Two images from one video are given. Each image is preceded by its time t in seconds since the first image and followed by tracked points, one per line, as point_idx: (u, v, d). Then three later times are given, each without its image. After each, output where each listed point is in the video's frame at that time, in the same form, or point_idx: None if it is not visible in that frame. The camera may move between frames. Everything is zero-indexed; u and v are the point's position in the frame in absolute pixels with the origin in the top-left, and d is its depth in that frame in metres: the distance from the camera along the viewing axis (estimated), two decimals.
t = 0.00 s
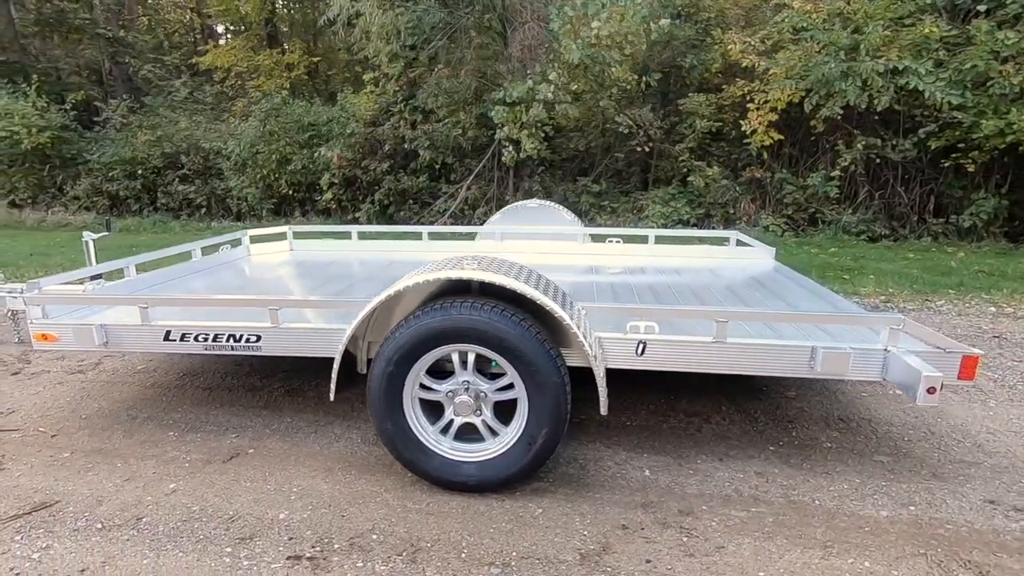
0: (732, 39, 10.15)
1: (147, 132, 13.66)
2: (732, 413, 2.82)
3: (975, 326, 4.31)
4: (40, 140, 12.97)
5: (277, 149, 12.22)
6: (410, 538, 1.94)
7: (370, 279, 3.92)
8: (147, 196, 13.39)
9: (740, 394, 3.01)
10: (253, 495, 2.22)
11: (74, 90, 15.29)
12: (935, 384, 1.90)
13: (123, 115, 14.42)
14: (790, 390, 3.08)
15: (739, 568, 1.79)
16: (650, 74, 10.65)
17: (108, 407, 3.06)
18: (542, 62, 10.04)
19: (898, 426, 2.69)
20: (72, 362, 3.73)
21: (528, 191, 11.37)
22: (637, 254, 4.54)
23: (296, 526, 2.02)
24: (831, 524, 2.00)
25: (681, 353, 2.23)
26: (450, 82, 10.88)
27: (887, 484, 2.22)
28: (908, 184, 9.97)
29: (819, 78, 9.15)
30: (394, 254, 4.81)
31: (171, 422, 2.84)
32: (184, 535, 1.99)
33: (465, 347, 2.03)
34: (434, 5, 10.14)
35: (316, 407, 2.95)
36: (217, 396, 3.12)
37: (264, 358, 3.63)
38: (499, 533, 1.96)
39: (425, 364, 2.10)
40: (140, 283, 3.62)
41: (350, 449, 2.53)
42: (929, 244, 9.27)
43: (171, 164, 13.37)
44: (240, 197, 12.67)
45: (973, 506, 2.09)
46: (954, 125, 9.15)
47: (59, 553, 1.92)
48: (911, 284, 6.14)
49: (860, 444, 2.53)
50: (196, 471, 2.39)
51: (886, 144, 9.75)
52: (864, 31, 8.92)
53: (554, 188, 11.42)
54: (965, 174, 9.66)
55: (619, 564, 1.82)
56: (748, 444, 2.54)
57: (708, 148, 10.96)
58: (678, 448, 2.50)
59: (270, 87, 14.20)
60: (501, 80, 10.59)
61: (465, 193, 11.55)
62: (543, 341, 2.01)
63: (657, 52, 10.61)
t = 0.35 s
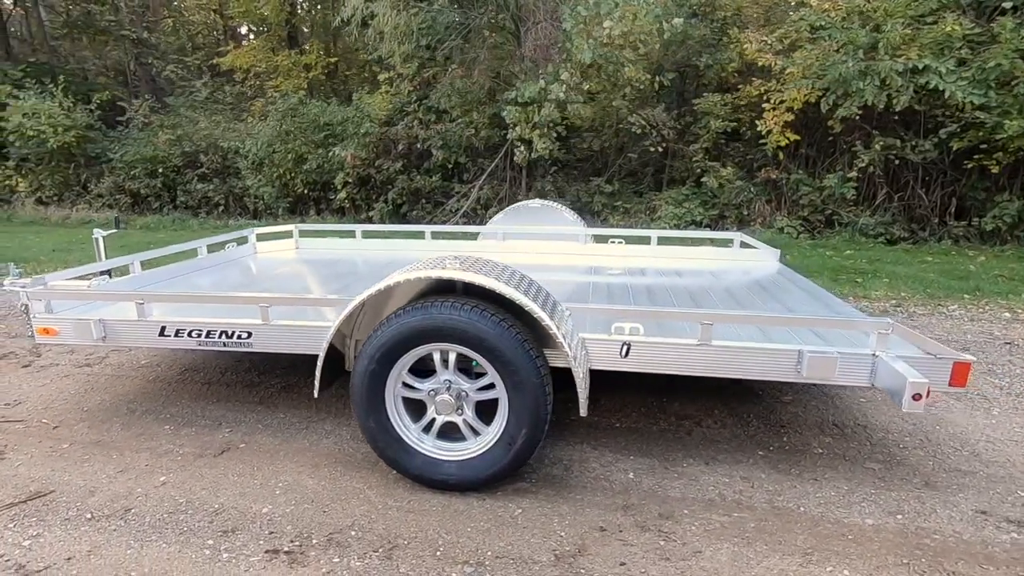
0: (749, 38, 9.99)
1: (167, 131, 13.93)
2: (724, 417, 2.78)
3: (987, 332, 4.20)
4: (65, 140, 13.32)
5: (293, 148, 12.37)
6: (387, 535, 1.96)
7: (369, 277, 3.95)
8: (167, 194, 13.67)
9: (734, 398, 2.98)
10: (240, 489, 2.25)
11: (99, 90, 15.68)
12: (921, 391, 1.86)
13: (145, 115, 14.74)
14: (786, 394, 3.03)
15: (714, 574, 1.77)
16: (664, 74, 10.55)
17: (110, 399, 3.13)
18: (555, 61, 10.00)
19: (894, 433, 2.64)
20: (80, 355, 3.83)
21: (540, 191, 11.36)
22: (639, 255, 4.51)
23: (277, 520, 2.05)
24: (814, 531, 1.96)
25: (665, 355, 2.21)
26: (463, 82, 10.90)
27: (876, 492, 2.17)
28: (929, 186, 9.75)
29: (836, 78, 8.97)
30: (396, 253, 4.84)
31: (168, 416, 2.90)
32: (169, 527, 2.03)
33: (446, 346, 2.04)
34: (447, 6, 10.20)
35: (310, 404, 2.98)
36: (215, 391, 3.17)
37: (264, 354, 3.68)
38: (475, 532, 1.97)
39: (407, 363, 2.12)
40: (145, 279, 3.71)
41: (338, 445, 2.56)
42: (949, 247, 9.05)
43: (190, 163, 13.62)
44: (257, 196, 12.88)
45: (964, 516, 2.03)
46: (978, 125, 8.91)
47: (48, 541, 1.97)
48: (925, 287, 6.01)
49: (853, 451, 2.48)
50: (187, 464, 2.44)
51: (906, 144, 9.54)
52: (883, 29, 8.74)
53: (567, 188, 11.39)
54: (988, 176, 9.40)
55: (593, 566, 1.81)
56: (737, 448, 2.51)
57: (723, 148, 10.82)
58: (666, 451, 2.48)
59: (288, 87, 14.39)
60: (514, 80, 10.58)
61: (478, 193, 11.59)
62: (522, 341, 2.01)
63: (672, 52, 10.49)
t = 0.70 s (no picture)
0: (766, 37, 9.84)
1: (189, 131, 14.21)
2: (715, 421, 2.75)
3: (999, 338, 4.08)
4: (91, 139, 13.66)
5: (310, 148, 12.51)
6: (364, 532, 1.98)
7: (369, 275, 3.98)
8: (188, 192, 13.94)
9: (727, 402, 2.94)
10: (226, 483, 2.30)
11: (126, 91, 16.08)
12: (903, 399, 1.82)
13: (169, 115, 15.06)
14: (782, 399, 2.97)
15: None
16: (679, 74, 10.44)
17: (112, 393, 3.21)
18: (569, 61, 9.95)
19: (888, 441, 2.58)
20: (88, 349, 3.93)
21: (553, 191, 11.33)
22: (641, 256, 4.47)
23: (259, 515, 2.08)
24: (794, 540, 1.93)
25: (647, 358, 2.19)
26: (477, 83, 10.93)
27: (863, 501, 2.13)
28: (953, 188, 9.50)
29: (855, 77, 8.78)
30: (399, 252, 4.88)
31: (166, 410, 2.97)
32: (153, 519, 2.08)
33: (425, 346, 2.06)
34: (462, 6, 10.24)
35: (302, 401, 3.02)
36: (213, 387, 3.24)
37: (264, 351, 3.74)
38: (450, 531, 1.98)
39: (388, 362, 2.13)
40: (151, 276, 3.79)
41: (326, 442, 2.59)
42: (971, 251, 8.80)
43: (211, 162, 13.87)
44: (275, 194, 13.08)
45: (952, 528, 1.98)
46: (1003, 125, 8.64)
47: (38, 530, 2.03)
48: (942, 292, 5.85)
49: (844, 459, 2.43)
50: (178, 458, 2.49)
51: (928, 145, 9.30)
52: (904, 27, 8.53)
53: (581, 189, 11.36)
54: (1014, 178, 9.11)
55: (564, 569, 1.80)
56: (724, 454, 2.48)
57: (739, 148, 10.68)
58: (651, 455, 2.47)
59: (307, 87, 14.57)
60: (528, 80, 10.57)
61: (491, 193, 11.61)
62: (500, 342, 2.02)
63: (688, 52, 10.34)
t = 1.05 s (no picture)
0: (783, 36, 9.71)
1: (208, 131, 14.46)
2: (707, 425, 2.72)
3: (1011, 345, 3.98)
4: (113, 138, 13.95)
5: (325, 147, 12.62)
6: (344, 529, 2.00)
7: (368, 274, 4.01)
8: (206, 191, 14.17)
9: (721, 405, 2.90)
10: (215, 478, 2.33)
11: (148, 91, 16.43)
12: (887, 406, 1.79)
13: (189, 115, 15.35)
14: (778, 404, 2.93)
15: None
16: (693, 73, 10.33)
17: (115, 387, 3.28)
18: (581, 60, 9.91)
19: (883, 448, 2.52)
20: (96, 344, 4.02)
21: (565, 191, 11.30)
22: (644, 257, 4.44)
23: (243, 510, 2.11)
24: (775, 546, 1.90)
25: (631, 359, 2.18)
26: (490, 83, 10.94)
27: (851, 509, 2.09)
28: (974, 190, 9.27)
29: (873, 76, 8.60)
30: (403, 251, 4.91)
31: (164, 405, 3.02)
32: (142, 512, 2.12)
33: (407, 345, 2.07)
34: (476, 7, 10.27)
35: (298, 398, 3.06)
36: (212, 383, 3.29)
37: (264, 348, 3.79)
38: (430, 530, 1.98)
39: (371, 361, 2.15)
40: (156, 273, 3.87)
41: (316, 439, 2.62)
42: (993, 255, 8.57)
43: (228, 161, 14.08)
44: (290, 193, 13.23)
45: (941, 538, 1.94)
46: None
47: (31, 520, 2.08)
48: (956, 296, 5.72)
49: (835, 465, 2.39)
50: (172, 452, 2.54)
51: (948, 145, 9.08)
52: (924, 25, 8.34)
53: (593, 189, 11.31)
54: None
55: (539, 570, 1.80)
56: (713, 458, 2.45)
57: (753, 148, 10.55)
58: (638, 458, 2.45)
59: (323, 88, 14.72)
60: (540, 80, 10.55)
61: (503, 192, 11.61)
62: (480, 342, 2.02)
63: (703, 51, 10.15)
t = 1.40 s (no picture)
0: (801, 34, 9.54)
1: (228, 130, 14.70)
2: (697, 428, 2.69)
3: None
4: (136, 137, 14.25)
5: (340, 146, 12.74)
6: (324, 524, 2.02)
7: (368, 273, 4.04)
8: (226, 189, 14.39)
9: (714, 408, 2.86)
10: (204, 471, 2.38)
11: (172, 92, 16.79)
12: (869, 412, 1.74)
13: (211, 115, 15.64)
14: (773, 408, 2.88)
15: None
16: (709, 72, 10.20)
17: (119, 381, 3.36)
18: (594, 59, 9.85)
19: (878, 455, 2.47)
20: (105, 339, 4.12)
21: (578, 191, 11.25)
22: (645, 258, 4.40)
23: (228, 503, 2.15)
24: (754, 552, 1.87)
25: (614, 360, 2.16)
26: (504, 83, 10.93)
27: (836, 516, 2.05)
28: (999, 192, 9.00)
29: (894, 75, 8.39)
30: (407, 250, 4.94)
31: (164, 399, 3.09)
32: (130, 503, 2.17)
33: (388, 343, 2.08)
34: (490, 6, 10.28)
35: (293, 394, 3.10)
36: (212, 378, 3.35)
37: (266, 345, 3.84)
38: (407, 528, 1.99)
39: (354, 358, 2.17)
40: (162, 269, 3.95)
41: (306, 435, 2.65)
42: (1018, 258, 8.30)
43: (247, 160, 14.30)
44: (307, 192, 13.38)
45: (928, 549, 1.89)
46: None
47: (25, 508, 2.14)
48: (973, 300, 5.56)
49: (826, 471, 2.34)
50: (166, 445, 2.59)
51: (972, 145, 8.83)
52: (947, 22, 8.13)
53: (607, 189, 11.23)
54: None
55: (511, 570, 1.80)
56: (700, 461, 2.42)
57: (770, 148, 10.38)
58: (624, 460, 2.43)
59: (341, 87, 14.86)
60: (553, 79, 10.51)
61: (515, 192, 11.60)
62: (460, 341, 2.03)
63: (718, 50, 10.05)
